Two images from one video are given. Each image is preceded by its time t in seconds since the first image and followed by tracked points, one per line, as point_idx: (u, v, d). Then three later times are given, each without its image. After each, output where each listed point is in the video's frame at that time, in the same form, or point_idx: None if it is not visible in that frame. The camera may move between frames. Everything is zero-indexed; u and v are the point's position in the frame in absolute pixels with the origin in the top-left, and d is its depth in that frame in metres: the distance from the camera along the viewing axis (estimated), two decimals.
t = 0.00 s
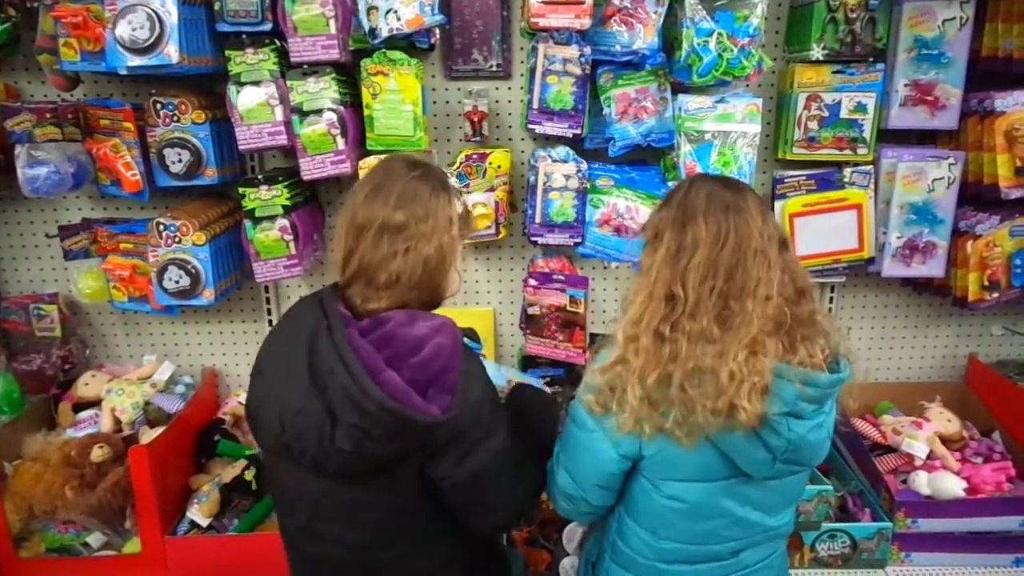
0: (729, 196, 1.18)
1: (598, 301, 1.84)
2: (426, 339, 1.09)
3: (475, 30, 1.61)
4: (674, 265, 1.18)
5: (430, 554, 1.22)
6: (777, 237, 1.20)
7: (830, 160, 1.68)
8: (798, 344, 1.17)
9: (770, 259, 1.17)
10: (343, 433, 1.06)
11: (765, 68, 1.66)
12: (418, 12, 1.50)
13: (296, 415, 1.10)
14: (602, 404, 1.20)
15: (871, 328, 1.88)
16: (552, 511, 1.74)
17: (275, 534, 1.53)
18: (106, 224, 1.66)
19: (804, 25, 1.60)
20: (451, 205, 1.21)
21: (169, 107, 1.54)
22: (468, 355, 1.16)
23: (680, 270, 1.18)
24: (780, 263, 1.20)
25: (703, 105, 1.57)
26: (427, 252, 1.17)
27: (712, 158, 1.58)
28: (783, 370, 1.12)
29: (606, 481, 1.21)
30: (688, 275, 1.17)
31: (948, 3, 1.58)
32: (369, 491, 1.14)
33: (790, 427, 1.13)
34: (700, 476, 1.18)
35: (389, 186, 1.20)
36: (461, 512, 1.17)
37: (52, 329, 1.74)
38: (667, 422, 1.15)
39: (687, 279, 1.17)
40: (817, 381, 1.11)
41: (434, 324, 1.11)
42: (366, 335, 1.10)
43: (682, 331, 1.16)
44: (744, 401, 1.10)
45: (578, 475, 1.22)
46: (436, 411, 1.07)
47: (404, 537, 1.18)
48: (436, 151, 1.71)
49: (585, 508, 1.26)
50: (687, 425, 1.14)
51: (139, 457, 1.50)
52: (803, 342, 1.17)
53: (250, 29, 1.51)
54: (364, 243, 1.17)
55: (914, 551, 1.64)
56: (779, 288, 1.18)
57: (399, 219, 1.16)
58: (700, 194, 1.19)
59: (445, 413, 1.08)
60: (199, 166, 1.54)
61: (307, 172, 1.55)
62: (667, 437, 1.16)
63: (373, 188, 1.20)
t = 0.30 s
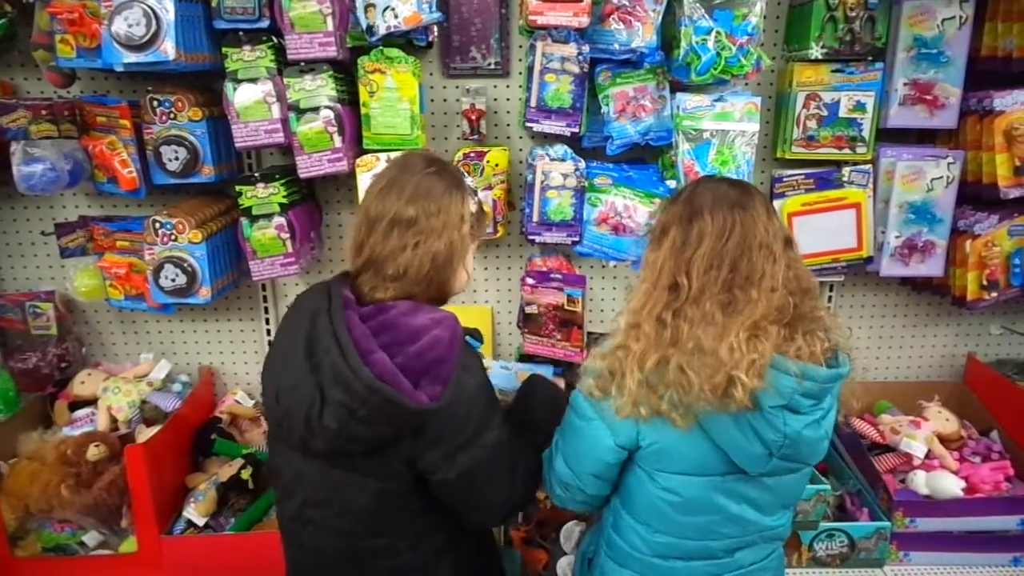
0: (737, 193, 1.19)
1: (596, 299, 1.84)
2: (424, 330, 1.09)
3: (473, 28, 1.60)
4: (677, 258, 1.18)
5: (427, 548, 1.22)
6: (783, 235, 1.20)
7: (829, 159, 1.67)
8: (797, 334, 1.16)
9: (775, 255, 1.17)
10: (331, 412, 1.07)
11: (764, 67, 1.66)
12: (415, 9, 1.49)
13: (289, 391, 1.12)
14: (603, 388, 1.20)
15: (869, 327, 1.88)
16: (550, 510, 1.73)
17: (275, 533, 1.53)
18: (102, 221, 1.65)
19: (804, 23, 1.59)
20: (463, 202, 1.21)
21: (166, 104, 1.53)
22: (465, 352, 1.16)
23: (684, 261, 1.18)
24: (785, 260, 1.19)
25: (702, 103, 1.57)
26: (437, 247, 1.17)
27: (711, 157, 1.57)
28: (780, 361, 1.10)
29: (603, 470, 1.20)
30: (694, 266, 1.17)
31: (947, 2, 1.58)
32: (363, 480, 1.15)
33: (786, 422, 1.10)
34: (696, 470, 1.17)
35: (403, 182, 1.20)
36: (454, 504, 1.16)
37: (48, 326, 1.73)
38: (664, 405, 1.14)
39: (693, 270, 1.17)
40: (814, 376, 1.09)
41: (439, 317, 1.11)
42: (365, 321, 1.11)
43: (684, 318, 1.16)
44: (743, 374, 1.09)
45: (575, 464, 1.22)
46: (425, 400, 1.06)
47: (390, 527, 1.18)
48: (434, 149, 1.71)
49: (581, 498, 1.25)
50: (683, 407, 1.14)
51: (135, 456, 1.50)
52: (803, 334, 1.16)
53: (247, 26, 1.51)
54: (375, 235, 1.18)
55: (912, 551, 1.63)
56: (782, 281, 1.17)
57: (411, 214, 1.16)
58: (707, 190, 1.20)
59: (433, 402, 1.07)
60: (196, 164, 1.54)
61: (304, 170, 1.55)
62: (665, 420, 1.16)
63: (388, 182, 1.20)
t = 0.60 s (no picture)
0: (720, 191, 1.19)
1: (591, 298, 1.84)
2: (440, 309, 1.13)
3: (466, 28, 1.60)
4: (665, 258, 1.18)
5: (430, 528, 1.26)
6: (771, 231, 1.19)
7: (822, 157, 1.67)
8: (787, 327, 1.15)
9: (763, 251, 1.17)
10: (354, 381, 1.10)
11: (757, 66, 1.66)
12: (408, 9, 1.49)
13: (310, 362, 1.15)
14: (595, 386, 1.20)
15: (864, 324, 1.88)
16: (545, 508, 1.73)
17: (286, 534, 1.53)
18: (95, 221, 1.65)
19: (796, 22, 1.59)
20: (470, 195, 1.26)
21: (158, 104, 1.53)
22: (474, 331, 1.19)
23: (672, 259, 1.18)
24: (774, 256, 1.19)
25: (695, 102, 1.57)
26: (450, 239, 1.22)
27: (703, 155, 1.58)
28: (770, 356, 1.10)
29: (594, 466, 1.21)
30: (683, 264, 1.17)
31: (938, 1, 1.58)
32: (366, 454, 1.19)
33: (777, 417, 1.11)
34: (688, 467, 1.17)
35: (413, 177, 1.24)
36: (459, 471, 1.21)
37: (41, 327, 1.73)
38: (655, 400, 1.14)
39: (681, 268, 1.17)
40: (803, 371, 1.09)
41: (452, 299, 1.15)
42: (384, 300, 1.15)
43: (674, 314, 1.16)
44: (733, 365, 1.08)
45: (568, 458, 1.22)
46: (443, 369, 1.11)
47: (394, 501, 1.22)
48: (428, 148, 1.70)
49: (570, 490, 1.26)
50: (674, 402, 1.14)
51: (129, 455, 1.50)
52: (793, 327, 1.16)
53: (240, 26, 1.50)
54: (390, 229, 1.22)
55: (907, 548, 1.64)
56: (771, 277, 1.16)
57: (425, 209, 1.21)
58: (693, 191, 1.20)
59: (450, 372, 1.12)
60: (189, 164, 1.54)
61: (296, 169, 1.54)
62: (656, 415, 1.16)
63: (396, 179, 1.24)
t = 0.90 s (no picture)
0: (709, 192, 1.19)
1: (582, 298, 1.84)
2: (419, 283, 1.17)
3: (458, 28, 1.61)
4: (656, 259, 1.18)
5: (424, 508, 1.28)
6: (761, 231, 1.20)
7: (813, 157, 1.68)
8: (781, 327, 1.15)
9: (754, 251, 1.17)
10: (330, 345, 1.15)
11: (748, 66, 1.66)
12: (399, 9, 1.49)
13: (295, 330, 1.20)
14: (589, 386, 1.19)
15: (856, 324, 1.88)
16: (537, 509, 1.73)
17: (294, 534, 1.53)
18: (86, 221, 1.65)
19: (786, 23, 1.60)
20: (455, 182, 1.27)
21: (148, 104, 1.53)
22: (456, 307, 1.22)
23: (663, 260, 1.17)
24: (764, 256, 1.19)
25: (685, 103, 1.58)
26: (436, 224, 1.23)
27: (694, 155, 1.58)
28: (767, 354, 1.09)
29: (576, 456, 1.20)
30: (675, 265, 1.17)
31: (928, 1, 1.58)
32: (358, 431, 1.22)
33: (773, 415, 1.11)
34: (684, 467, 1.17)
35: (398, 166, 1.25)
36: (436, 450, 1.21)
37: (31, 328, 1.73)
38: (651, 400, 1.14)
39: (674, 268, 1.17)
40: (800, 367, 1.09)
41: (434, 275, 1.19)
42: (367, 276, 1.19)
43: (667, 315, 1.16)
44: (730, 364, 1.08)
45: (555, 451, 1.21)
46: (416, 334, 1.14)
47: (389, 478, 1.25)
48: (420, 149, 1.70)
49: (544, 474, 1.24)
50: (670, 401, 1.14)
51: (120, 455, 1.49)
52: (787, 326, 1.15)
53: (230, 26, 1.50)
54: (378, 216, 1.23)
55: (898, 547, 1.64)
56: (763, 277, 1.17)
57: (411, 195, 1.22)
58: (682, 192, 1.20)
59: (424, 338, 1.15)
60: (180, 164, 1.54)
61: (288, 170, 1.54)
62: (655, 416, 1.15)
63: (383, 170, 1.25)
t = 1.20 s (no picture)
0: (703, 193, 1.19)
1: (575, 298, 1.84)
2: (409, 274, 1.18)
3: (449, 29, 1.61)
4: (648, 260, 1.18)
5: (413, 498, 1.28)
6: (754, 232, 1.19)
7: (804, 157, 1.68)
8: (775, 327, 1.14)
9: (747, 253, 1.17)
10: (318, 330, 1.16)
11: (738, 66, 1.66)
12: (390, 10, 1.50)
13: (286, 320, 1.21)
14: (582, 388, 1.19)
15: (848, 324, 1.89)
16: (529, 509, 1.73)
17: (289, 534, 1.52)
18: (77, 222, 1.65)
19: (777, 23, 1.60)
20: (443, 177, 1.28)
21: (139, 105, 1.53)
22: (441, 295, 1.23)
23: (655, 263, 1.18)
24: (758, 258, 1.19)
25: (676, 103, 1.58)
26: (424, 218, 1.25)
27: (685, 156, 1.59)
28: (761, 354, 1.09)
29: (571, 458, 1.20)
30: (668, 266, 1.17)
31: (918, 2, 1.59)
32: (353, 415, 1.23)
33: (767, 415, 1.10)
34: (678, 467, 1.17)
35: (387, 162, 1.27)
36: (422, 438, 1.21)
37: (22, 329, 1.73)
38: (645, 402, 1.14)
39: (666, 270, 1.17)
40: (794, 368, 1.08)
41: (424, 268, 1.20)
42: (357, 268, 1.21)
43: (660, 318, 1.16)
44: (725, 367, 1.08)
45: (550, 452, 1.21)
46: (403, 321, 1.15)
47: (384, 463, 1.25)
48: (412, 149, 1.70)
49: (539, 476, 1.24)
50: (665, 404, 1.14)
51: (111, 457, 1.49)
52: (781, 326, 1.15)
53: (221, 27, 1.50)
54: (367, 210, 1.25)
55: (889, 547, 1.64)
56: (757, 280, 1.17)
57: (398, 189, 1.24)
58: (675, 192, 1.20)
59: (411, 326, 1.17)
60: (171, 165, 1.54)
61: (278, 171, 1.54)
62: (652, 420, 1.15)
63: (372, 165, 1.27)
